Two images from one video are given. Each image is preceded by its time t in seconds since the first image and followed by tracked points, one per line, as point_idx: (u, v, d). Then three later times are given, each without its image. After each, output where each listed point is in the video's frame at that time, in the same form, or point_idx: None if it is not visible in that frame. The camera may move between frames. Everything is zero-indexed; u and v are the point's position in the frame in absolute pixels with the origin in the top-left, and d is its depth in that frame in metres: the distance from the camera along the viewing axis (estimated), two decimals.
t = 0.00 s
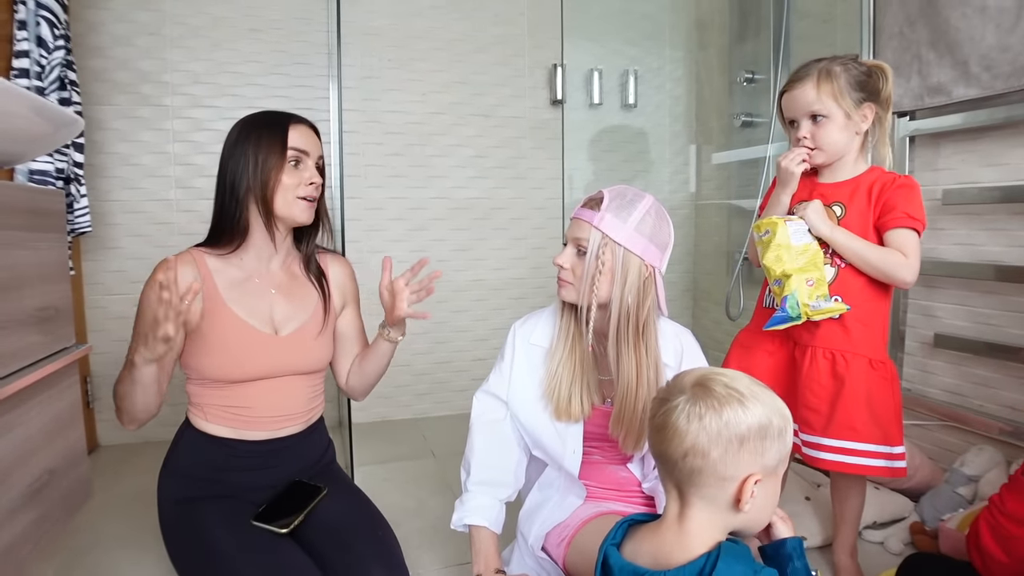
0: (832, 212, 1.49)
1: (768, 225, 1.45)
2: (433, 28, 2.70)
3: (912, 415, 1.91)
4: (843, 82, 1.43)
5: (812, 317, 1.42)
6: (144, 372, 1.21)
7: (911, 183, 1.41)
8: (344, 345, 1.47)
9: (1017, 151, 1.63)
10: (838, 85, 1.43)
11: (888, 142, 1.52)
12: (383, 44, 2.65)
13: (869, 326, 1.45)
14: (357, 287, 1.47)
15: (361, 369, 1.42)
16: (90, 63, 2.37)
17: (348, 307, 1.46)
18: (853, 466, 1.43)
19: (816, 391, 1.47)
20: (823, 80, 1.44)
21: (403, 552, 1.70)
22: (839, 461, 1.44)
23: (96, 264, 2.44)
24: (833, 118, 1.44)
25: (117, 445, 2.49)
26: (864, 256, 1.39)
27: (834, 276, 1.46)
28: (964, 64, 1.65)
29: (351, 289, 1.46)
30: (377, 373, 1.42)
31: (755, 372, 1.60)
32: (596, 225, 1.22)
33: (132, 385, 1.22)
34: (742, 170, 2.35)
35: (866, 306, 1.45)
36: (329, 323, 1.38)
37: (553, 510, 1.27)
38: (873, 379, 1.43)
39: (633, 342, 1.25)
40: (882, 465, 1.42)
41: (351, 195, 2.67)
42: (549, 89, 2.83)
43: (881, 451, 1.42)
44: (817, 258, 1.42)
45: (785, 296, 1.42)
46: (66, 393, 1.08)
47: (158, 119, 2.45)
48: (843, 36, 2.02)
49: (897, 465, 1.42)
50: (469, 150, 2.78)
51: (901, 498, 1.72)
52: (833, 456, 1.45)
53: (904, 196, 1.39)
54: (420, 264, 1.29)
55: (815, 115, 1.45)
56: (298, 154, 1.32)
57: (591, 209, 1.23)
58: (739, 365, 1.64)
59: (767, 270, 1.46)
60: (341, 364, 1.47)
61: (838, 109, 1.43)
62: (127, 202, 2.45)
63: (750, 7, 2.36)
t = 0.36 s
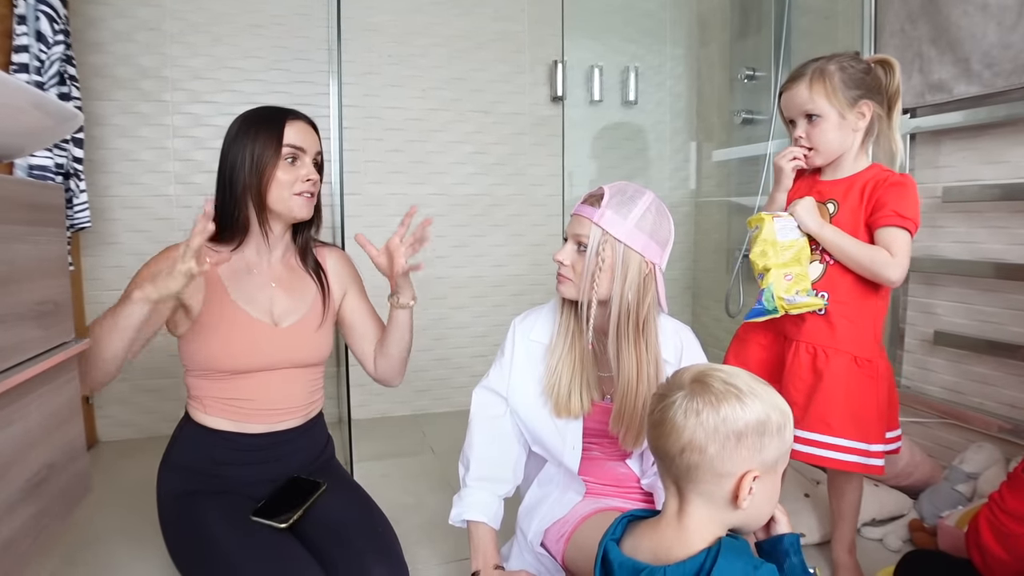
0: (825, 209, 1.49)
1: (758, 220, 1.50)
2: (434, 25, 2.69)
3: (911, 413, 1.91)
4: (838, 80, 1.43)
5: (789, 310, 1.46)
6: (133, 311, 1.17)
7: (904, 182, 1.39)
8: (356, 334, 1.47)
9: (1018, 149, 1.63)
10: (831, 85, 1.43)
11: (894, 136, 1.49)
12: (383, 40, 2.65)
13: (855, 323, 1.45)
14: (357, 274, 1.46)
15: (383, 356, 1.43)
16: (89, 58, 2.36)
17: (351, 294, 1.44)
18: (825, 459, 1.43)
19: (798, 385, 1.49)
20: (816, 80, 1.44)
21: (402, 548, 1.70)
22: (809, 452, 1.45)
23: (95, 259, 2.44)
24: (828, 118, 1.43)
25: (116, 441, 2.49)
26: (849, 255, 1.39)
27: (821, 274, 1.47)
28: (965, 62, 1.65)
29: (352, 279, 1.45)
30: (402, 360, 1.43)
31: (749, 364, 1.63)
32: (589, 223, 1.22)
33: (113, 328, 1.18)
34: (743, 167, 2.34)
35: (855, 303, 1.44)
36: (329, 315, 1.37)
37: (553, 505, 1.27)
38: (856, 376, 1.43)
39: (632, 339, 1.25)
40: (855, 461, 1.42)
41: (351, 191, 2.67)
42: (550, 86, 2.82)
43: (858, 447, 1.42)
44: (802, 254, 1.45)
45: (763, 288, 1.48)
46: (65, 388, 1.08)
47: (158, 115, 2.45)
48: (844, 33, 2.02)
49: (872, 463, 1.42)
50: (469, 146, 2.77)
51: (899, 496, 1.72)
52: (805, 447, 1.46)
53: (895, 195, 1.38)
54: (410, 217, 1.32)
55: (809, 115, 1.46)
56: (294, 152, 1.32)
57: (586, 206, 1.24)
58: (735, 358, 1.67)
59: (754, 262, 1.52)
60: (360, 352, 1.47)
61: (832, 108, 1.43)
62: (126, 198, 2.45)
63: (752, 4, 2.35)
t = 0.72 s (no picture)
0: (816, 212, 1.50)
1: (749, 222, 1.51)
2: (432, 26, 2.69)
3: (908, 415, 1.92)
4: (827, 85, 1.43)
5: (775, 311, 1.47)
6: (108, 257, 1.18)
7: (893, 185, 1.39)
8: (359, 333, 1.47)
9: (1015, 152, 1.63)
10: (819, 90, 1.43)
11: (889, 135, 1.48)
12: (381, 42, 2.64)
13: (842, 325, 1.44)
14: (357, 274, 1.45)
15: (387, 352, 1.44)
16: (87, 58, 2.36)
17: (352, 295, 1.44)
18: (806, 458, 1.43)
19: (784, 385, 1.49)
20: (805, 86, 1.44)
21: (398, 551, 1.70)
22: (792, 451, 1.45)
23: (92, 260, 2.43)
24: (818, 122, 1.44)
25: (113, 442, 2.48)
26: (836, 257, 1.39)
27: (810, 276, 1.48)
28: (962, 65, 1.65)
29: (352, 277, 1.44)
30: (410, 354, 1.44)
31: (740, 362, 1.63)
32: (582, 226, 1.23)
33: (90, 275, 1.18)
34: (740, 169, 2.33)
35: (842, 306, 1.44)
36: (328, 316, 1.37)
37: (550, 508, 1.27)
38: (841, 377, 1.43)
39: (630, 341, 1.25)
40: (838, 462, 1.42)
41: (348, 192, 2.66)
42: (547, 88, 2.83)
43: (841, 448, 1.42)
44: (789, 256, 1.47)
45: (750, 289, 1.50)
46: (61, 390, 1.07)
47: (155, 115, 2.45)
48: (841, 36, 2.03)
49: (856, 464, 1.42)
50: (467, 148, 2.77)
51: (896, 498, 1.72)
52: (787, 446, 1.46)
53: (883, 198, 1.38)
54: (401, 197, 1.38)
55: (800, 120, 1.46)
56: (292, 153, 1.32)
57: (577, 210, 1.25)
58: (728, 357, 1.68)
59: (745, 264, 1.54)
60: (365, 352, 1.48)
61: (822, 112, 1.43)
62: (123, 199, 2.44)
63: (749, 7, 2.35)
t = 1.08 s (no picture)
0: (811, 214, 1.50)
1: (743, 226, 1.51)
2: (431, 28, 2.69)
3: (908, 416, 1.92)
4: (823, 87, 1.43)
5: (768, 314, 1.47)
6: (93, 218, 1.22)
7: (887, 187, 1.39)
8: (355, 347, 1.46)
9: (1013, 153, 1.64)
10: (815, 91, 1.43)
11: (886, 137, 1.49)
12: (380, 43, 2.65)
13: (838, 327, 1.45)
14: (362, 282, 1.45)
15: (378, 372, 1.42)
16: (86, 60, 2.36)
17: (354, 303, 1.44)
18: (803, 462, 1.43)
19: (780, 388, 1.49)
20: (801, 87, 1.45)
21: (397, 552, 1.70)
22: (788, 455, 1.46)
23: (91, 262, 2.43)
24: (813, 124, 1.44)
25: (111, 444, 2.48)
26: (831, 259, 1.39)
27: (805, 279, 1.48)
28: (960, 67, 1.65)
29: (355, 288, 1.44)
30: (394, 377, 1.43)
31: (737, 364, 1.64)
32: (581, 227, 1.23)
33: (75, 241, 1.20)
34: (739, 171, 2.32)
35: (837, 308, 1.45)
36: (332, 321, 1.37)
37: (549, 509, 1.27)
38: (838, 380, 1.43)
39: (630, 343, 1.25)
40: (834, 464, 1.42)
41: (348, 194, 2.66)
42: (546, 90, 2.83)
43: (837, 451, 1.42)
44: (783, 259, 1.47)
45: (744, 292, 1.50)
46: (59, 391, 1.07)
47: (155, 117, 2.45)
48: (840, 38, 2.03)
49: (852, 467, 1.42)
50: (466, 150, 2.77)
51: (895, 499, 1.73)
52: (784, 450, 1.46)
53: (877, 200, 1.38)
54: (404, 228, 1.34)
55: (796, 121, 1.46)
56: (263, 152, 1.31)
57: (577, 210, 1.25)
58: (725, 359, 1.67)
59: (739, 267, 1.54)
60: (359, 367, 1.46)
61: (817, 113, 1.43)
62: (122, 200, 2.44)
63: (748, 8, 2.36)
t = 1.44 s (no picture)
0: (810, 216, 1.50)
1: (741, 227, 1.52)
2: (432, 30, 2.70)
3: (909, 418, 1.92)
4: (821, 91, 1.43)
5: (761, 315, 1.47)
6: (93, 226, 1.22)
7: (885, 191, 1.39)
8: (353, 348, 1.46)
9: (1013, 155, 1.64)
10: (813, 95, 1.43)
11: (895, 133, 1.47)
12: (381, 46, 2.65)
13: (833, 330, 1.45)
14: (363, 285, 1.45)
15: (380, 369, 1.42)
16: (88, 63, 2.37)
17: (355, 307, 1.44)
18: (790, 462, 1.44)
19: (771, 388, 1.49)
20: (799, 91, 1.45)
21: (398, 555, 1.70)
22: (776, 455, 1.46)
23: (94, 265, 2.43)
24: (811, 128, 1.44)
25: (113, 447, 2.48)
26: (826, 262, 1.40)
27: (801, 281, 1.48)
28: (961, 68, 1.65)
29: (358, 290, 1.45)
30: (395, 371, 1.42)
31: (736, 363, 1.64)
32: (579, 229, 1.23)
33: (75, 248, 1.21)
34: (740, 172, 2.33)
35: (831, 311, 1.45)
36: (334, 324, 1.37)
37: (550, 511, 1.28)
38: (830, 382, 1.43)
39: (631, 345, 1.26)
40: (820, 465, 1.42)
41: (349, 196, 2.66)
42: (547, 92, 2.83)
43: (824, 452, 1.42)
44: (779, 261, 1.47)
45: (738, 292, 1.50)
46: (61, 395, 1.07)
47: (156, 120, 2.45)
48: (841, 40, 2.03)
49: (840, 469, 1.42)
50: (467, 152, 2.78)
51: (897, 501, 1.72)
52: (772, 449, 1.47)
53: (874, 204, 1.38)
54: (397, 235, 1.33)
55: (795, 125, 1.47)
56: (267, 154, 1.31)
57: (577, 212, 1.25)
58: (725, 360, 1.67)
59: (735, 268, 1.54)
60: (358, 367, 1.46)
61: (815, 117, 1.44)
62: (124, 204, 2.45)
63: (748, 10, 2.36)
